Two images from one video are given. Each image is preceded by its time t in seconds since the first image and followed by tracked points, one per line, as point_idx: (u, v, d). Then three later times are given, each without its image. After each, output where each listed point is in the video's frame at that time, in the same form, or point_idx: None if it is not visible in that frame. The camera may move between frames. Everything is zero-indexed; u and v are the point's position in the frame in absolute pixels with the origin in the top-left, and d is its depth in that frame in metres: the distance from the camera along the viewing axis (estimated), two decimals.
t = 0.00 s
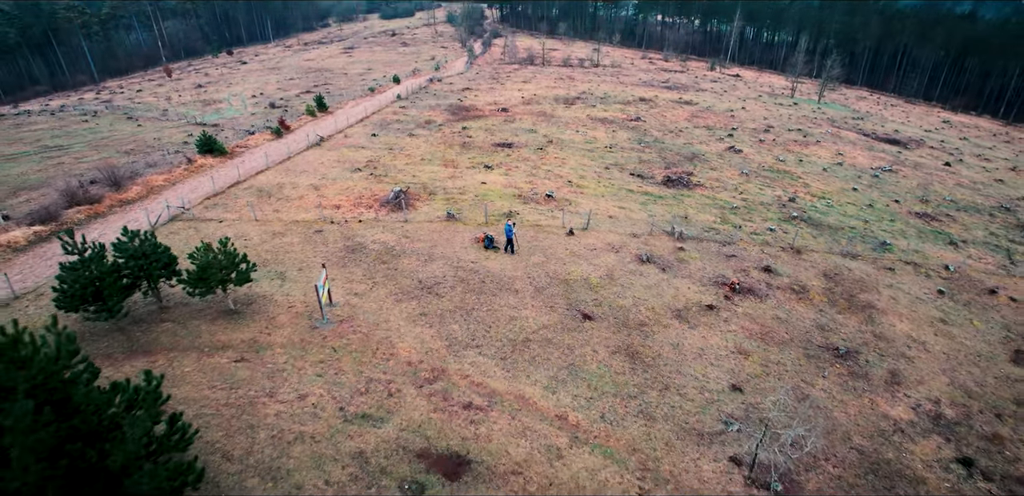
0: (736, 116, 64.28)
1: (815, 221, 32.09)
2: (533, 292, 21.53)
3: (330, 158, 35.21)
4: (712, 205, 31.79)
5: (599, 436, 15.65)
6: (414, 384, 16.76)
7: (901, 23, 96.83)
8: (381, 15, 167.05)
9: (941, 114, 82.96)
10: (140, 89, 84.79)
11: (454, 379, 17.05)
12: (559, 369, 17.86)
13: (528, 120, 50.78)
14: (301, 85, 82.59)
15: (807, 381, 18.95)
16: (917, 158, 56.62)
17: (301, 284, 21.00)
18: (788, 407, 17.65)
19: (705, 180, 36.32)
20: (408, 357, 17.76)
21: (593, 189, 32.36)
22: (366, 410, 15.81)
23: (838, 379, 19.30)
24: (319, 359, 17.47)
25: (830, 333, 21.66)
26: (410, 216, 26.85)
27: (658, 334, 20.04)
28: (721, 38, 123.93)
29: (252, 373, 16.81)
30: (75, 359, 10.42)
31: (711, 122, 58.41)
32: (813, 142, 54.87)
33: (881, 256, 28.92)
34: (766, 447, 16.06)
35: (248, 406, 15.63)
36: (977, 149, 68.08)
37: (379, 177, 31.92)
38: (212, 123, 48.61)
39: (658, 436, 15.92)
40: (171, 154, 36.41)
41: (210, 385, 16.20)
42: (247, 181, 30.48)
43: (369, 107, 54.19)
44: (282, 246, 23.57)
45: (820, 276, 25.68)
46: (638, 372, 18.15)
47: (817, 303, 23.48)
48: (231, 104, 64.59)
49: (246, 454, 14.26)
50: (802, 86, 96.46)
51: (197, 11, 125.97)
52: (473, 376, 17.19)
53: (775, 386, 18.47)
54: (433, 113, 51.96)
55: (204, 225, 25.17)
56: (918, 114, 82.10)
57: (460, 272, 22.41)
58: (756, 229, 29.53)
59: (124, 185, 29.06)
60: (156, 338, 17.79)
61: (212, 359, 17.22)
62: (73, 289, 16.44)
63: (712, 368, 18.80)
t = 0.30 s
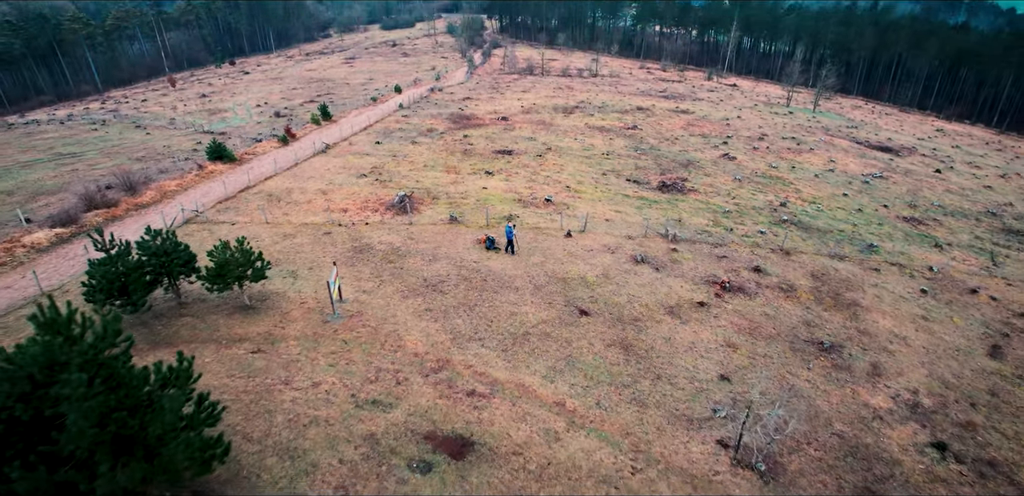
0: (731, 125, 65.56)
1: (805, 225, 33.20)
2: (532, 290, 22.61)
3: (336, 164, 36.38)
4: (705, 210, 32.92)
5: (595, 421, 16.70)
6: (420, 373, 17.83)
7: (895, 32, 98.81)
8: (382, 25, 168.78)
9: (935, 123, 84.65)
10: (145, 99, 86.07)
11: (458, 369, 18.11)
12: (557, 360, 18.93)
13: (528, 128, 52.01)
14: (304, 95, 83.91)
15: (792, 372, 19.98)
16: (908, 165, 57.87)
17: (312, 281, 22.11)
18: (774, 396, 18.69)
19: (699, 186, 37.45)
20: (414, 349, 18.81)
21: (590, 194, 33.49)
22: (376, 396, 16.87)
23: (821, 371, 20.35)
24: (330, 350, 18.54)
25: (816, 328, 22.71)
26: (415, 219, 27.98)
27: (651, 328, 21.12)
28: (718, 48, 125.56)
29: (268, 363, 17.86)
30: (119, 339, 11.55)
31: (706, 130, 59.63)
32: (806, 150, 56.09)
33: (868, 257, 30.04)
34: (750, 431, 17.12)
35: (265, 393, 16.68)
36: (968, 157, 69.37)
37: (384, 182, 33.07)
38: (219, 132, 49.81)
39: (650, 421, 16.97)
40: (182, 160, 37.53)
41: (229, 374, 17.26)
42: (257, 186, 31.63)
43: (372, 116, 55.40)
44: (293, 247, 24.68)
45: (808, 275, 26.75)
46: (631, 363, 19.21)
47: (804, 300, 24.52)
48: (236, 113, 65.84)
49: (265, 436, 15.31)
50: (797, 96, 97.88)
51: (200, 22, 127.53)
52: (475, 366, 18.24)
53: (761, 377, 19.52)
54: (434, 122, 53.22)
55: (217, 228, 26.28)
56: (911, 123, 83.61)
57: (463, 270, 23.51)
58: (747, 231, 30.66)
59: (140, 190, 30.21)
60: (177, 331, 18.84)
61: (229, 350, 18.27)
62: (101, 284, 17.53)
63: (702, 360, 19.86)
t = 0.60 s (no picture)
0: (727, 133, 66.90)
1: (795, 228, 34.37)
2: (531, 288, 23.76)
3: (342, 170, 37.60)
4: (698, 214, 34.10)
5: (590, 408, 17.80)
6: (426, 363, 18.94)
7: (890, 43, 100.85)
8: (383, 35, 170.65)
9: (930, 132, 86.20)
10: (150, 109, 87.45)
11: (462, 360, 19.22)
12: (554, 352, 20.04)
13: (527, 136, 53.30)
14: (307, 104, 85.30)
15: (777, 365, 21.07)
16: (900, 172, 59.12)
17: (322, 279, 23.28)
18: (759, 385, 19.78)
19: (694, 191, 38.64)
20: (420, 342, 19.93)
21: (588, 199, 34.68)
22: (384, 384, 17.99)
23: (805, 363, 21.45)
24: (341, 342, 19.65)
25: (802, 324, 23.83)
26: (419, 222, 29.16)
27: (644, 324, 22.23)
28: (715, 58, 127.22)
29: (282, 354, 18.98)
30: (156, 321, 12.81)
31: (702, 138, 60.91)
32: (799, 157, 57.35)
33: (855, 259, 31.19)
34: (736, 418, 18.23)
35: (280, 381, 17.78)
36: (960, 165, 70.64)
37: (388, 188, 34.29)
38: (227, 140, 51.07)
39: (641, 407, 18.08)
40: (192, 167, 38.74)
41: (247, 364, 18.38)
42: (267, 191, 32.84)
43: (375, 124, 56.70)
44: (303, 248, 25.84)
45: (797, 275, 27.87)
46: (625, 355, 20.31)
47: (792, 298, 25.63)
48: (241, 121, 67.15)
49: (283, 419, 16.43)
50: (793, 105, 99.34)
51: (203, 32, 129.12)
52: (478, 358, 19.35)
53: (747, 368, 20.62)
54: (436, 130, 54.52)
55: (230, 230, 27.45)
56: (906, 132, 85.08)
57: (465, 270, 24.66)
58: (738, 234, 31.82)
59: (154, 195, 31.40)
60: (196, 324, 19.96)
61: (246, 342, 19.38)
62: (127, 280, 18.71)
63: (692, 352, 20.96)
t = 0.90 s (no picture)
0: (723, 141, 68.23)
1: (785, 231, 35.59)
2: (530, 286, 24.96)
3: (348, 176, 38.91)
4: (692, 218, 35.38)
5: (585, 395, 18.98)
6: (431, 354, 20.14)
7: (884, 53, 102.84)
8: (384, 46, 172.59)
9: (925, 141, 87.72)
10: (156, 118, 88.90)
11: (465, 351, 20.41)
12: (552, 345, 21.24)
13: (527, 144, 54.65)
14: (311, 113, 86.77)
15: (764, 357, 22.22)
16: (892, 179, 60.45)
17: (332, 277, 24.53)
18: (745, 376, 20.92)
19: (688, 197, 39.89)
20: (425, 335, 21.14)
21: (585, 204, 35.93)
22: (392, 373, 19.18)
23: (791, 356, 22.61)
24: (350, 335, 20.85)
25: (789, 321, 25.00)
26: (423, 225, 30.42)
27: (638, 320, 23.42)
28: (713, 68, 129.01)
29: (296, 346, 20.15)
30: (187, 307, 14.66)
31: (698, 146, 62.24)
32: (793, 164, 58.68)
33: (842, 260, 32.41)
34: (723, 405, 19.39)
35: (295, 371, 18.94)
36: (953, 172, 72.00)
37: (393, 193, 35.60)
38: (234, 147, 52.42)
39: (634, 395, 19.25)
40: (202, 173, 40.01)
41: (262, 354, 19.55)
42: (277, 195, 34.12)
43: (378, 132, 58.03)
44: (313, 248, 27.07)
45: (786, 275, 29.07)
46: (618, 348, 21.48)
47: (779, 297, 26.81)
48: (247, 129, 68.54)
49: (298, 405, 17.62)
50: (789, 114, 100.85)
51: (206, 42, 130.94)
52: (479, 350, 20.54)
53: (735, 360, 21.76)
54: (438, 138, 55.94)
55: (243, 232, 28.66)
56: (902, 141, 86.57)
57: (467, 269, 25.89)
58: (730, 236, 33.06)
59: (168, 200, 32.66)
60: (213, 319, 21.14)
61: (261, 335, 20.54)
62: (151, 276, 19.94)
63: (683, 345, 22.14)
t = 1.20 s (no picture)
0: (718, 149, 69.67)
1: (775, 234, 36.91)
2: (529, 284, 26.28)
3: (353, 182, 40.27)
4: (685, 222, 36.69)
5: (580, 384, 20.21)
6: (435, 346, 21.41)
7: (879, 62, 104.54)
8: (385, 55, 174.53)
9: (919, 149, 89.22)
10: (161, 126, 90.31)
11: (467, 344, 21.68)
12: (549, 338, 22.51)
13: (527, 151, 56.03)
14: (315, 122, 88.28)
15: (749, 350, 23.46)
16: (884, 186, 61.83)
17: (341, 276, 25.81)
18: (731, 367, 22.16)
19: (682, 202, 41.23)
20: (429, 329, 22.40)
21: (582, 208, 37.25)
22: (399, 363, 20.45)
23: (775, 349, 23.87)
24: (359, 329, 22.12)
25: (775, 317, 26.27)
26: (426, 227, 31.76)
27: (631, 315, 24.68)
28: (711, 77, 130.75)
29: (308, 338, 21.42)
30: (215, 295, 16.18)
31: (694, 154, 63.64)
32: (787, 171, 60.05)
33: (830, 262, 33.72)
34: (709, 394, 20.64)
35: (307, 361, 20.20)
36: (945, 180, 73.39)
37: (398, 197, 36.95)
38: (241, 154, 53.77)
39: (626, 384, 20.49)
40: (212, 179, 41.36)
41: (276, 345, 20.81)
42: (285, 200, 35.45)
43: (381, 140, 59.43)
44: (322, 249, 28.37)
45: (773, 275, 30.34)
46: (612, 341, 22.73)
47: (767, 295, 28.06)
48: (252, 137, 69.94)
49: (311, 391, 18.86)
50: (785, 123, 102.39)
51: (210, 52, 132.69)
52: (481, 342, 21.81)
53: (722, 353, 23.01)
54: (440, 146, 57.36)
55: (254, 234, 29.95)
56: (896, 149, 88.03)
57: (470, 268, 27.20)
58: (721, 239, 34.39)
59: (181, 204, 33.97)
60: (230, 313, 22.43)
61: (276, 328, 21.82)
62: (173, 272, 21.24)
63: (673, 339, 23.40)
